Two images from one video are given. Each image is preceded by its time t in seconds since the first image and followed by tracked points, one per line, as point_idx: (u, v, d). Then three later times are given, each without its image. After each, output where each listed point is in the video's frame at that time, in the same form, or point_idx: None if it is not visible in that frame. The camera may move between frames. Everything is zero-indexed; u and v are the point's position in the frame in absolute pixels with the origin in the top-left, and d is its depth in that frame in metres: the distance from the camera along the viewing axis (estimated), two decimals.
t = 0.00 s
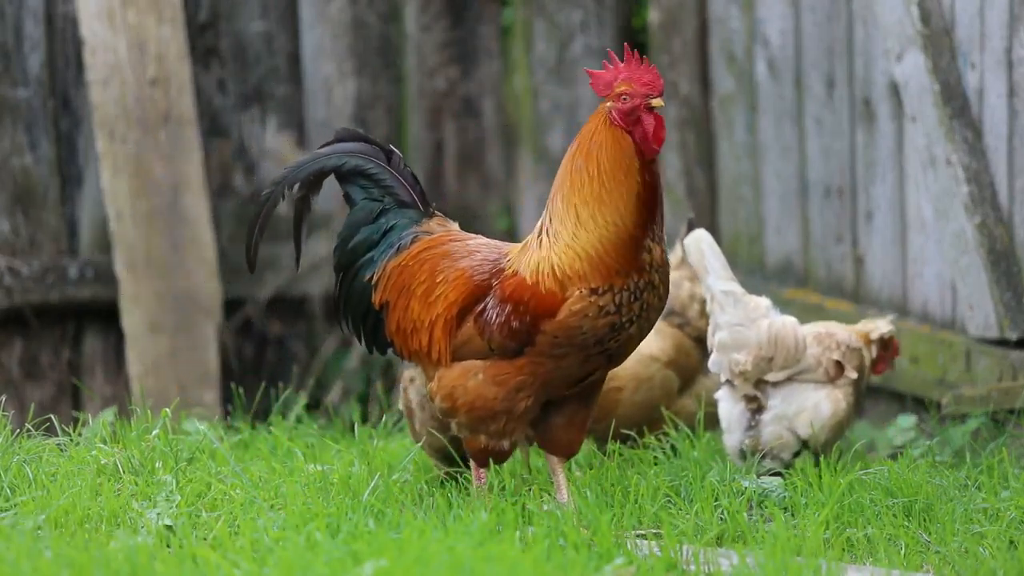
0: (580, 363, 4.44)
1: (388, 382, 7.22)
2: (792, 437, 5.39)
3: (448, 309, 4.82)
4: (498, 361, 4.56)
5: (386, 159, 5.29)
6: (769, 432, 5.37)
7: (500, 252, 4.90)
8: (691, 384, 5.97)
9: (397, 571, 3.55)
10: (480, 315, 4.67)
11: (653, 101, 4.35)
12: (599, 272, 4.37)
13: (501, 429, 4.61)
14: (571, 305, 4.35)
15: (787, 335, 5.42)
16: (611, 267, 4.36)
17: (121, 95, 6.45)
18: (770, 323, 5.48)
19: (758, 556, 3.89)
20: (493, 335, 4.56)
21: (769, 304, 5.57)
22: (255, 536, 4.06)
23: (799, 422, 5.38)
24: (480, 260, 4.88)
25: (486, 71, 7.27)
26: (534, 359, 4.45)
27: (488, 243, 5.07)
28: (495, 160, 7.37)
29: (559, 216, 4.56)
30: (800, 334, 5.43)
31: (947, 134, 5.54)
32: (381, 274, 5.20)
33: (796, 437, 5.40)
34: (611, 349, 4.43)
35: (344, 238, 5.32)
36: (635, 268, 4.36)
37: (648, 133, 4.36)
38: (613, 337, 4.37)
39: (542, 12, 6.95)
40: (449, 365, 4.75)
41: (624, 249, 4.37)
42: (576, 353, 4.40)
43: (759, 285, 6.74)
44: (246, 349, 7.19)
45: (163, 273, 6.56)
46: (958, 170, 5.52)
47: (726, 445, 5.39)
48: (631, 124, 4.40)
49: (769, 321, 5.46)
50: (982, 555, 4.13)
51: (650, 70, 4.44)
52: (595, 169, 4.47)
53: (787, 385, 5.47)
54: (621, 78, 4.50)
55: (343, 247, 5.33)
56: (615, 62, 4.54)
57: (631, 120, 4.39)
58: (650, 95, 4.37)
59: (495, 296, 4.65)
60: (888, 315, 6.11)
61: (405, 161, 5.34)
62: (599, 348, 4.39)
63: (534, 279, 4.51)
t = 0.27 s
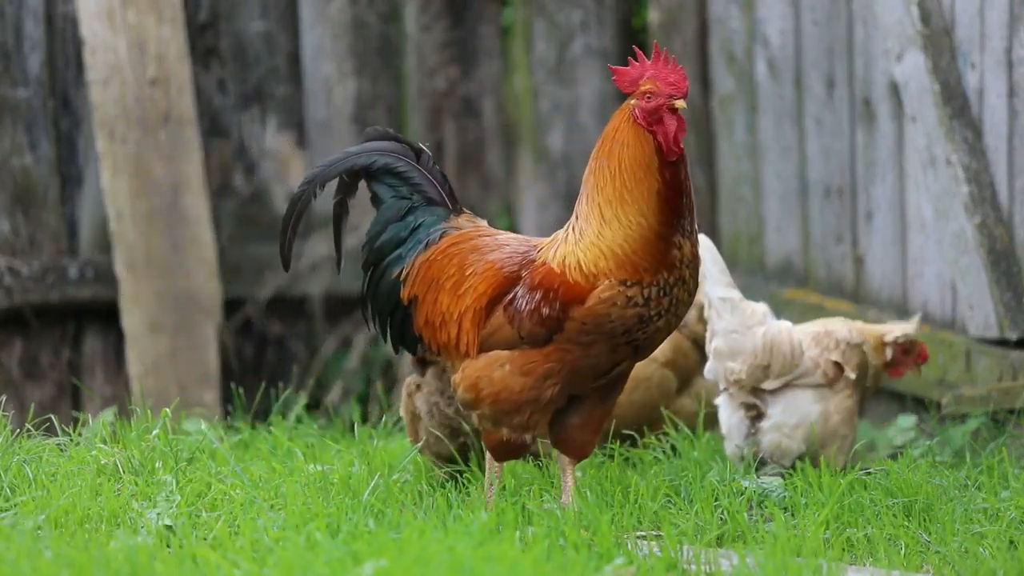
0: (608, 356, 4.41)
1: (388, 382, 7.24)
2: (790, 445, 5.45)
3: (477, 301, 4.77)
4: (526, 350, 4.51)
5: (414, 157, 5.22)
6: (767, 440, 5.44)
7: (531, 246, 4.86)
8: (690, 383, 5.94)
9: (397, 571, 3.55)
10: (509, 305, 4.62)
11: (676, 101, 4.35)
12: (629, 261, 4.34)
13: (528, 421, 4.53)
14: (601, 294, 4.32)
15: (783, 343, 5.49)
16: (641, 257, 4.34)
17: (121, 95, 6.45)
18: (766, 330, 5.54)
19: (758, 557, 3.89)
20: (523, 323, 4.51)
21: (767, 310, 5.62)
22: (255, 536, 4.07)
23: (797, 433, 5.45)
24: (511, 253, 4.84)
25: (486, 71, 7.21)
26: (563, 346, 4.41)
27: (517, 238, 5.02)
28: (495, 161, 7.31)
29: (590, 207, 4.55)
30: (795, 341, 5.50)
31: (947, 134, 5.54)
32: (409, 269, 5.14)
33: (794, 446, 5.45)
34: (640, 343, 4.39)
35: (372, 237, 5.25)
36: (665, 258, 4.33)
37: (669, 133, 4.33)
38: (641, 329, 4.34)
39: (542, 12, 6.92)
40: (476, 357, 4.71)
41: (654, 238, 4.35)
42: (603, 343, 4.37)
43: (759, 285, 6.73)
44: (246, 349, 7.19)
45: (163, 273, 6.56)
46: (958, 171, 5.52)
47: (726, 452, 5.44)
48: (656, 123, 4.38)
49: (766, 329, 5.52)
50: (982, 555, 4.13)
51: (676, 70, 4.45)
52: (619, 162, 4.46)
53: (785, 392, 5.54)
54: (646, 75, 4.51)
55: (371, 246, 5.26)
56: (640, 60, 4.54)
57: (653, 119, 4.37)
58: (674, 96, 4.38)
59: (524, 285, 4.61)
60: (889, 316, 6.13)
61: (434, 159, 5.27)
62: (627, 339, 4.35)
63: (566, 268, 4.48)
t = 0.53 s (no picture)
0: (629, 351, 4.36)
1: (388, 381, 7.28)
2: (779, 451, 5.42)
3: (501, 291, 4.71)
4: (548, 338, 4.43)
5: (428, 158, 5.18)
6: (757, 444, 5.43)
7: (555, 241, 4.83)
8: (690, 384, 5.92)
9: (397, 571, 3.55)
10: (533, 293, 4.56)
11: (685, 102, 4.33)
12: (654, 254, 4.29)
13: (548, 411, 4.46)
14: (627, 287, 4.26)
15: (775, 348, 5.43)
16: (666, 251, 4.29)
17: (121, 95, 6.45)
18: (761, 334, 5.50)
19: (758, 557, 3.88)
20: (546, 310, 4.44)
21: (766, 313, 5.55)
22: (255, 536, 4.07)
23: (787, 440, 5.42)
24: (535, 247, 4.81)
25: (485, 71, 7.34)
26: (586, 336, 4.34)
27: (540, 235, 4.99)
28: (495, 162, 7.37)
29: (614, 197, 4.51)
30: (789, 346, 5.45)
31: (947, 133, 5.53)
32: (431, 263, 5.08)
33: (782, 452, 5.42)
34: (661, 340, 4.35)
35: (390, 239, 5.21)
36: (688, 254, 4.30)
37: (677, 131, 4.32)
38: (664, 325, 4.30)
39: (543, 11, 6.91)
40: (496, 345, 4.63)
41: (679, 234, 4.31)
42: (626, 336, 4.32)
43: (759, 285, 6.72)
44: (246, 349, 7.18)
45: (163, 273, 6.56)
46: (959, 171, 5.50)
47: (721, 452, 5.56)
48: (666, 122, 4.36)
49: (758, 334, 5.47)
50: (982, 555, 4.13)
51: (688, 70, 4.42)
52: (636, 157, 4.43)
53: (781, 396, 5.51)
54: (656, 74, 4.49)
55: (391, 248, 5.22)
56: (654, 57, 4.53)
57: (664, 119, 4.36)
58: (682, 96, 4.36)
59: (548, 274, 4.55)
60: (888, 316, 6.10)
61: (448, 158, 5.24)
62: (649, 334, 4.31)
63: (592, 260, 4.42)
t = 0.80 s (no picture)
0: (644, 351, 4.37)
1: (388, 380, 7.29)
2: (797, 455, 5.32)
3: (510, 296, 4.72)
4: (564, 343, 4.47)
5: (440, 155, 5.22)
6: (775, 445, 5.35)
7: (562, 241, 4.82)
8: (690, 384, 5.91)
9: (397, 571, 3.55)
10: (545, 297, 4.58)
11: (684, 103, 4.29)
12: (664, 256, 4.29)
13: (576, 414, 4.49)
14: (639, 289, 4.27)
15: (805, 351, 5.32)
16: (675, 251, 4.29)
17: (121, 95, 6.45)
18: (794, 335, 5.39)
19: (758, 557, 3.88)
20: (558, 316, 4.46)
21: (804, 315, 5.43)
22: (255, 536, 4.07)
23: (806, 444, 5.32)
24: (543, 248, 4.81)
25: (486, 71, 7.32)
26: (600, 339, 4.37)
27: (546, 236, 4.99)
28: (495, 162, 7.34)
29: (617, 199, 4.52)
30: (820, 350, 5.32)
31: (947, 134, 5.54)
32: (436, 266, 5.08)
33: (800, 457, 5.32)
34: (675, 339, 4.36)
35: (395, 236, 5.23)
36: (697, 253, 4.29)
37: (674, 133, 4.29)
38: (678, 325, 4.30)
39: (543, 11, 6.91)
40: (512, 352, 4.66)
41: (687, 233, 4.30)
42: (639, 338, 4.32)
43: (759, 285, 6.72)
44: (246, 349, 7.18)
45: (163, 273, 6.57)
46: (959, 171, 5.52)
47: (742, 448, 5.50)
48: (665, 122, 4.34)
49: (790, 335, 5.37)
50: (982, 555, 4.13)
51: (688, 70, 4.40)
52: (632, 160, 4.45)
53: (808, 399, 5.39)
54: (657, 73, 4.48)
55: (395, 245, 5.24)
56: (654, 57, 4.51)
57: (663, 119, 4.34)
58: (682, 96, 4.32)
59: (559, 278, 4.57)
60: (888, 316, 6.09)
61: (458, 157, 5.24)
62: (663, 335, 4.31)
63: (602, 263, 4.43)
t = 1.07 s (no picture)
0: (648, 356, 4.39)
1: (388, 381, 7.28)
2: (815, 447, 5.36)
3: (513, 306, 4.71)
4: (568, 352, 4.47)
5: (447, 157, 5.17)
6: (795, 433, 5.40)
7: (563, 246, 4.79)
8: (691, 384, 5.94)
9: (397, 570, 3.55)
10: (548, 306, 4.56)
11: (720, 108, 4.24)
12: (667, 260, 4.30)
13: (582, 423, 4.47)
14: (643, 295, 4.27)
15: (833, 345, 5.36)
16: (679, 255, 4.29)
17: (121, 95, 6.45)
18: (825, 329, 5.42)
19: (758, 557, 3.88)
20: (563, 325, 4.45)
21: (838, 308, 5.46)
22: (255, 536, 4.07)
23: (825, 437, 5.34)
24: (543, 255, 4.78)
25: (486, 71, 7.35)
26: (606, 347, 4.37)
27: (546, 240, 4.96)
28: (495, 163, 7.40)
29: (625, 207, 4.50)
30: (847, 346, 5.34)
31: (947, 133, 5.54)
32: (437, 275, 5.05)
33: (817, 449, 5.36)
34: (679, 343, 4.38)
35: (398, 239, 5.18)
36: (701, 257, 4.29)
37: (711, 137, 4.26)
38: (682, 328, 4.31)
39: (543, 11, 6.90)
40: (517, 361, 4.65)
41: (692, 239, 4.30)
42: (644, 343, 4.34)
43: (758, 285, 6.71)
44: (246, 349, 7.18)
45: (163, 273, 6.57)
46: (959, 171, 5.52)
47: (771, 432, 5.56)
48: (700, 125, 4.30)
49: (819, 328, 5.42)
50: (982, 555, 4.13)
51: (727, 74, 4.34)
52: (656, 163, 4.41)
53: (833, 391, 5.44)
54: (696, 73, 4.42)
55: (398, 249, 5.19)
56: (694, 57, 4.46)
57: (698, 121, 4.29)
58: (719, 101, 4.27)
59: (561, 286, 4.55)
60: (888, 316, 6.08)
61: (465, 159, 5.21)
62: (667, 339, 4.33)
63: (605, 271, 4.41)
